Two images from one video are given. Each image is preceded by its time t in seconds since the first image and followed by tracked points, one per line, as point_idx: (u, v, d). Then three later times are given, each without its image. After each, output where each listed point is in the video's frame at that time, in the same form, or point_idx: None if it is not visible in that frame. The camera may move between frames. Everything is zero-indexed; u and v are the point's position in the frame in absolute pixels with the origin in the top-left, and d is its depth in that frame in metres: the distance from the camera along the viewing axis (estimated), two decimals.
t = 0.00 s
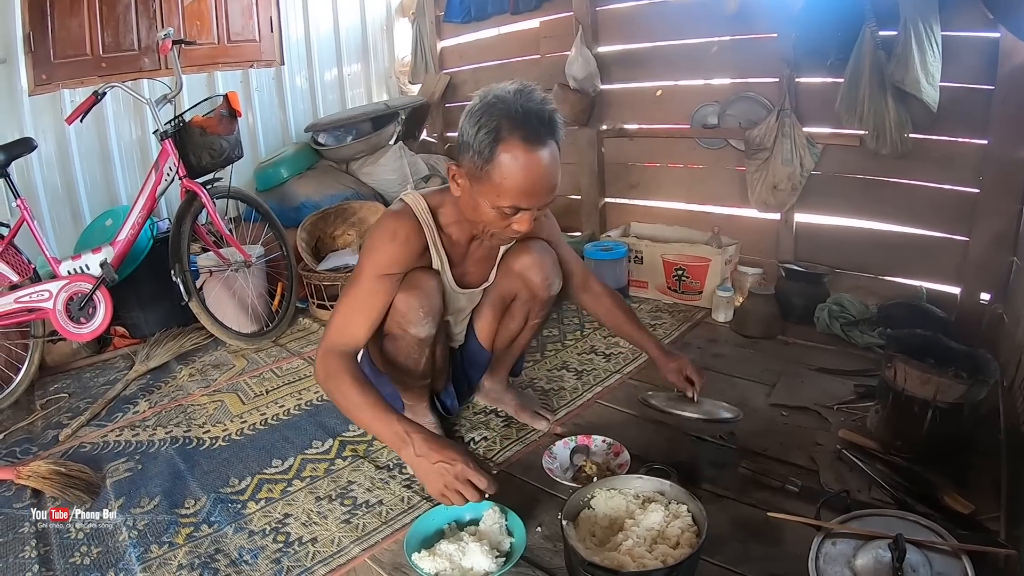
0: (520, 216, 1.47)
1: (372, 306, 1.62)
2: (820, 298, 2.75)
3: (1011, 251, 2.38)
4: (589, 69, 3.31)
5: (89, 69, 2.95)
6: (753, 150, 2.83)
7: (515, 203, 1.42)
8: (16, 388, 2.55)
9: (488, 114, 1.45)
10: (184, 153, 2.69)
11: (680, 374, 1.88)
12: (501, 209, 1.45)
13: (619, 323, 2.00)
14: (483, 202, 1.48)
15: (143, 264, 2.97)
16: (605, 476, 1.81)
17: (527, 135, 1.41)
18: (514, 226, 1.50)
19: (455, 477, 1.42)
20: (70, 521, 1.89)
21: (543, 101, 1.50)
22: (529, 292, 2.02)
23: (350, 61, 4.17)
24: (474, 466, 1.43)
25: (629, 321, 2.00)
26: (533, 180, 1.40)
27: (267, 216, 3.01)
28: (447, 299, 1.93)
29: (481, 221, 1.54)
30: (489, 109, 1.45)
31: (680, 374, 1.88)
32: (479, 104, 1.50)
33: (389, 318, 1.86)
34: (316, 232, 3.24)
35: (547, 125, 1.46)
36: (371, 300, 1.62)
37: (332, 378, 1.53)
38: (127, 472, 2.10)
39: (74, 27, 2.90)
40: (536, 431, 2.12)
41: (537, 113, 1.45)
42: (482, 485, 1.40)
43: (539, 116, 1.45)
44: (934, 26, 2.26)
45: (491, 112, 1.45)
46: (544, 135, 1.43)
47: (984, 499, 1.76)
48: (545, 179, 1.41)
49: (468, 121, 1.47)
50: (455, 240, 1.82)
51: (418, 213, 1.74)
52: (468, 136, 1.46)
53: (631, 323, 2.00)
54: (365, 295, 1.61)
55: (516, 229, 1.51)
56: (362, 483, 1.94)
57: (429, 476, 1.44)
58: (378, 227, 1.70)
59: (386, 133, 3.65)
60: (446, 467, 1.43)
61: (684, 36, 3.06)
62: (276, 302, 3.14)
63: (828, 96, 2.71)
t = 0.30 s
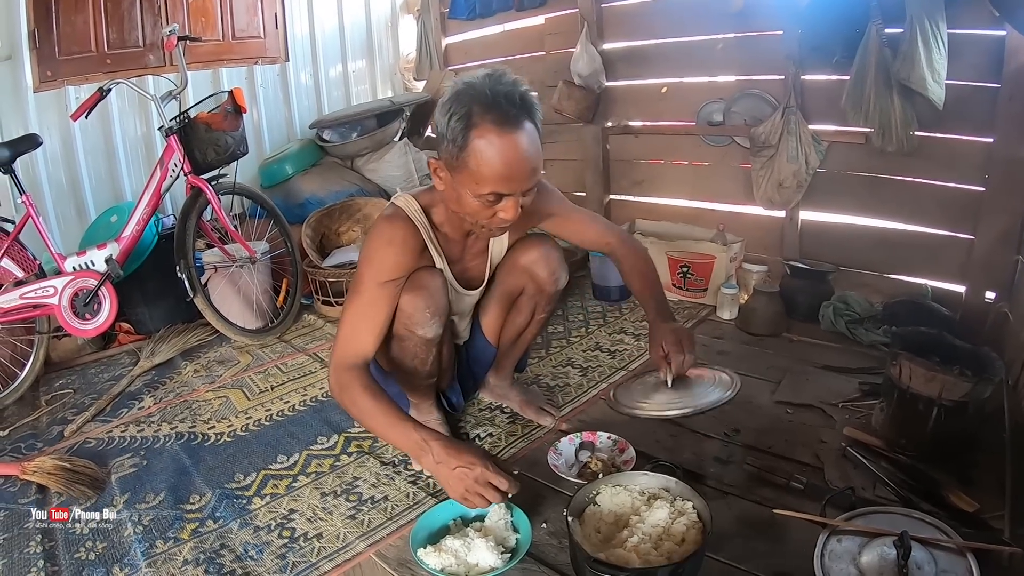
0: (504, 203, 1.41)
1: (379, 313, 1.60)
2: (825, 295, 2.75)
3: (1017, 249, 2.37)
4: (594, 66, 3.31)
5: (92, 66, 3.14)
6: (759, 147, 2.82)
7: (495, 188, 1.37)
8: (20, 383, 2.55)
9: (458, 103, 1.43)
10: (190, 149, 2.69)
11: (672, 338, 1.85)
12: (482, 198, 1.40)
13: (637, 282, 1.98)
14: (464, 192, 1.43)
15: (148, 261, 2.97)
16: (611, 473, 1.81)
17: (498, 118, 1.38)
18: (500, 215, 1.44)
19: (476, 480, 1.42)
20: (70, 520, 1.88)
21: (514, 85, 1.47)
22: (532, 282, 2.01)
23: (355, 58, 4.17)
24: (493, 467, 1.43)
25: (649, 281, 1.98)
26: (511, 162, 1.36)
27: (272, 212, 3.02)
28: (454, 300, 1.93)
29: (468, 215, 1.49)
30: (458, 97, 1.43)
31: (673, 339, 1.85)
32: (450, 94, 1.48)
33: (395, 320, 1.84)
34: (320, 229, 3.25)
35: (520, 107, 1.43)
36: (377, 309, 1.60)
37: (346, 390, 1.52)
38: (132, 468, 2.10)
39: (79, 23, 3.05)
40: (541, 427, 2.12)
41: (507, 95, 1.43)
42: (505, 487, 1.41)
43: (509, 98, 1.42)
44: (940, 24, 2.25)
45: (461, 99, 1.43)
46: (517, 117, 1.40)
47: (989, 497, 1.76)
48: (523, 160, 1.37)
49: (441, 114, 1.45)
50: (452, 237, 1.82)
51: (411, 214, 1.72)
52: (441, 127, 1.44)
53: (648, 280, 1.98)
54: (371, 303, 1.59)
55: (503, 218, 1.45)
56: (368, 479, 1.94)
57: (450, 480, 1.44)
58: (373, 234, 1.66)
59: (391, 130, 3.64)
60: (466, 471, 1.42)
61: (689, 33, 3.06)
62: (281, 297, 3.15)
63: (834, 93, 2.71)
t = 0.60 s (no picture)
0: (486, 201, 1.38)
1: (371, 312, 1.61)
2: (828, 294, 2.74)
3: (1021, 249, 2.36)
4: (598, 65, 3.28)
5: (96, 64, 3.05)
6: (762, 145, 2.81)
7: (471, 187, 1.35)
8: (24, 381, 2.56)
9: (427, 105, 1.42)
10: (193, 147, 2.70)
11: (647, 432, 1.38)
12: (462, 198, 1.38)
13: (624, 312, 1.71)
14: (445, 194, 1.41)
15: (152, 259, 2.97)
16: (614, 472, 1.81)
17: (468, 115, 1.36)
18: (483, 215, 1.40)
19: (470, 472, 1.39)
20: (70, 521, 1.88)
21: (484, 80, 1.45)
22: (542, 281, 2.00)
23: (358, 56, 4.17)
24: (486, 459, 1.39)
25: (638, 312, 1.69)
26: (485, 158, 1.34)
27: (275, 210, 3.02)
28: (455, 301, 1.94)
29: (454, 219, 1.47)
30: (428, 100, 1.43)
31: (648, 434, 1.38)
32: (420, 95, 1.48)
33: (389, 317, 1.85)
34: (324, 227, 3.23)
35: (490, 101, 1.41)
36: (368, 310, 1.61)
37: (341, 388, 1.53)
38: (135, 466, 2.11)
39: (82, 21, 2.99)
40: (545, 426, 2.12)
41: (475, 90, 1.41)
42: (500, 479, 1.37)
43: (477, 94, 1.41)
44: (944, 23, 2.24)
45: (430, 100, 1.42)
46: (488, 112, 1.38)
47: (993, 497, 1.75)
48: (497, 156, 1.34)
49: (415, 120, 1.45)
50: (444, 240, 1.80)
51: (402, 215, 1.71)
52: (416, 132, 1.44)
53: (636, 311, 1.70)
54: (362, 304, 1.61)
55: (488, 218, 1.41)
56: (371, 477, 1.94)
57: (446, 474, 1.42)
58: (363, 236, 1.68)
59: (395, 128, 3.65)
60: (460, 463, 1.40)
61: (692, 32, 3.06)
62: (284, 295, 3.15)
63: (837, 92, 2.70)
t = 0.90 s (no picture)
0: (496, 201, 1.38)
1: (370, 308, 1.64)
2: (832, 292, 2.74)
3: None
4: (601, 61, 3.30)
5: (99, 62, 2.96)
6: (765, 142, 2.81)
7: (482, 186, 1.34)
8: (27, 379, 2.56)
9: (440, 101, 1.42)
10: (196, 145, 2.70)
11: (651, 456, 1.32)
12: (471, 196, 1.37)
13: (623, 333, 1.68)
14: (454, 192, 1.41)
15: (154, 256, 2.98)
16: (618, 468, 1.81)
17: (480, 113, 1.36)
18: (492, 216, 1.40)
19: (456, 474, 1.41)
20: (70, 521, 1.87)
21: (498, 79, 1.45)
22: (545, 287, 1.98)
23: (361, 53, 4.17)
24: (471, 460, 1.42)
25: (637, 334, 1.66)
26: (497, 157, 1.33)
27: (278, 207, 3.02)
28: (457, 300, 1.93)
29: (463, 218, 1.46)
30: (441, 97, 1.43)
31: (651, 457, 1.32)
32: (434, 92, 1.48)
33: (387, 314, 1.85)
34: (327, 224, 3.22)
35: (504, 100, 1.40)
36: (367, 301, 1.63)
37: (336, 382, 1.55)
38: (139, 463, 2.11)
39: (85, 20, 2.92)
40: (548, 423, 2.12)
41: (489, 88, 1.41)
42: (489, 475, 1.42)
43: (491, 93, 1.40)
44: (949, 19, 2.24)
45: (444, 98, 1.42)
46: (501, 110, 1.37)
47: (997, 494, 1.74)
48: (509, 156, 1.33)
49: (427, 116, 1.45)
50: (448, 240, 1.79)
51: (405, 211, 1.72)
52: (428, 129, 1.44)
53: (635, 333, 1.67)
54: (361, 296, 1.63)
55: (496, 219, 1.40)
56: (374, 473, 1.94)
57: (432, 473, 1.44)
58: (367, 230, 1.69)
59: (397, 125, 3.65)
60: (446, 464, 1.42)
61: (695, 28, 3.06)
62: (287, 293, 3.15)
63: (841, 89, 2.70)
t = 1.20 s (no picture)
0: (509, 191, 1.38)
1: (383, 308, 1.61)
2: (837, 288, 2.74)
3: None
4: (605, 58, 3.31)
5: (102, 59, 2.99)
6: (771, 138, 2.81)
7: (496, 176, 1.34)
8: (32, 375, 2.56)
9: (452, 93, 1.42)
10: (201, 141, 2.70)
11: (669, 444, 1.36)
12: (484, 187, 1.37)
13: (629, 327, 1.68)
14: (466, 183, 1.41)
15: (159, 253, 2.98)
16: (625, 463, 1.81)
17: (493, 103, 1.35)
18: (505, 206, 1.40)
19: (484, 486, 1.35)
20: (69, 522, 1.85)
21: (509, 70, 1.45)
22: (554, 282, 1.98)
23: (365, 50, 4.17)
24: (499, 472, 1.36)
25: (644, 328, 1.66)
26: (510, 147, 1.33)
27: (283, 203, 3.02)
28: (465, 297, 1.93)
29: (475, 210, 1.46)
30: (453, 88, 1.42)
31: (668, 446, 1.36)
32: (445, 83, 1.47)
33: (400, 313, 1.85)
34: (332, 221, 3.24)
35: (515, 90, 1.40)
36: (377, 306, 1.60)
37: (353, 388, 1.52)
38: (145, 459, 2.11)
39: (88, 17, 2.95)
40: (555, 419, 2.12)
41: (500, 79, 1.41)
42: (522, 479, 1.56)
43: (503, 83, 1.40)
44: (954, 15, 2.23)
45: (456, 89, 1.42)
46: (513, 100, 1.37)
47: (1003, 490, 1.74)
48: (522, 145, 1.33)
49: (438, 107, 1.45)
50: (459, 235, 1.78)
51: (416, 209, 1.71)
52: (439, 120, 1.44)
53: (641, 327, 1.66)
54: (372, 301, 1.60)
55: (509, 210, 1.41)
56: (381, 469, 1.94)
57: (457, 486, 1.38)
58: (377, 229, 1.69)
59: (401, 122, 3.66)
60: (473, 476, 1.36)
61: (699, 25, 3.06)
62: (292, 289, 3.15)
63: (846, 86, 2.69)
